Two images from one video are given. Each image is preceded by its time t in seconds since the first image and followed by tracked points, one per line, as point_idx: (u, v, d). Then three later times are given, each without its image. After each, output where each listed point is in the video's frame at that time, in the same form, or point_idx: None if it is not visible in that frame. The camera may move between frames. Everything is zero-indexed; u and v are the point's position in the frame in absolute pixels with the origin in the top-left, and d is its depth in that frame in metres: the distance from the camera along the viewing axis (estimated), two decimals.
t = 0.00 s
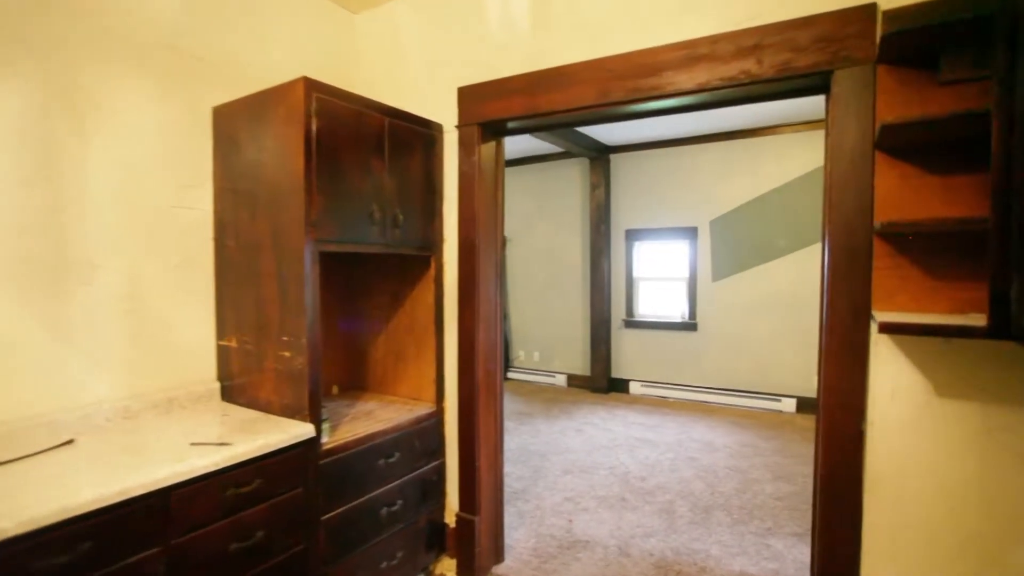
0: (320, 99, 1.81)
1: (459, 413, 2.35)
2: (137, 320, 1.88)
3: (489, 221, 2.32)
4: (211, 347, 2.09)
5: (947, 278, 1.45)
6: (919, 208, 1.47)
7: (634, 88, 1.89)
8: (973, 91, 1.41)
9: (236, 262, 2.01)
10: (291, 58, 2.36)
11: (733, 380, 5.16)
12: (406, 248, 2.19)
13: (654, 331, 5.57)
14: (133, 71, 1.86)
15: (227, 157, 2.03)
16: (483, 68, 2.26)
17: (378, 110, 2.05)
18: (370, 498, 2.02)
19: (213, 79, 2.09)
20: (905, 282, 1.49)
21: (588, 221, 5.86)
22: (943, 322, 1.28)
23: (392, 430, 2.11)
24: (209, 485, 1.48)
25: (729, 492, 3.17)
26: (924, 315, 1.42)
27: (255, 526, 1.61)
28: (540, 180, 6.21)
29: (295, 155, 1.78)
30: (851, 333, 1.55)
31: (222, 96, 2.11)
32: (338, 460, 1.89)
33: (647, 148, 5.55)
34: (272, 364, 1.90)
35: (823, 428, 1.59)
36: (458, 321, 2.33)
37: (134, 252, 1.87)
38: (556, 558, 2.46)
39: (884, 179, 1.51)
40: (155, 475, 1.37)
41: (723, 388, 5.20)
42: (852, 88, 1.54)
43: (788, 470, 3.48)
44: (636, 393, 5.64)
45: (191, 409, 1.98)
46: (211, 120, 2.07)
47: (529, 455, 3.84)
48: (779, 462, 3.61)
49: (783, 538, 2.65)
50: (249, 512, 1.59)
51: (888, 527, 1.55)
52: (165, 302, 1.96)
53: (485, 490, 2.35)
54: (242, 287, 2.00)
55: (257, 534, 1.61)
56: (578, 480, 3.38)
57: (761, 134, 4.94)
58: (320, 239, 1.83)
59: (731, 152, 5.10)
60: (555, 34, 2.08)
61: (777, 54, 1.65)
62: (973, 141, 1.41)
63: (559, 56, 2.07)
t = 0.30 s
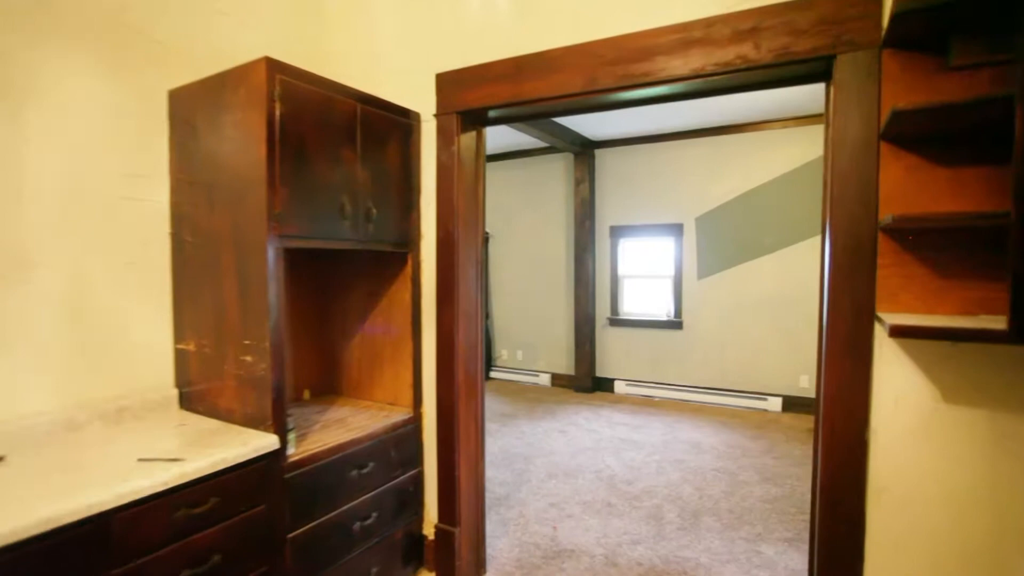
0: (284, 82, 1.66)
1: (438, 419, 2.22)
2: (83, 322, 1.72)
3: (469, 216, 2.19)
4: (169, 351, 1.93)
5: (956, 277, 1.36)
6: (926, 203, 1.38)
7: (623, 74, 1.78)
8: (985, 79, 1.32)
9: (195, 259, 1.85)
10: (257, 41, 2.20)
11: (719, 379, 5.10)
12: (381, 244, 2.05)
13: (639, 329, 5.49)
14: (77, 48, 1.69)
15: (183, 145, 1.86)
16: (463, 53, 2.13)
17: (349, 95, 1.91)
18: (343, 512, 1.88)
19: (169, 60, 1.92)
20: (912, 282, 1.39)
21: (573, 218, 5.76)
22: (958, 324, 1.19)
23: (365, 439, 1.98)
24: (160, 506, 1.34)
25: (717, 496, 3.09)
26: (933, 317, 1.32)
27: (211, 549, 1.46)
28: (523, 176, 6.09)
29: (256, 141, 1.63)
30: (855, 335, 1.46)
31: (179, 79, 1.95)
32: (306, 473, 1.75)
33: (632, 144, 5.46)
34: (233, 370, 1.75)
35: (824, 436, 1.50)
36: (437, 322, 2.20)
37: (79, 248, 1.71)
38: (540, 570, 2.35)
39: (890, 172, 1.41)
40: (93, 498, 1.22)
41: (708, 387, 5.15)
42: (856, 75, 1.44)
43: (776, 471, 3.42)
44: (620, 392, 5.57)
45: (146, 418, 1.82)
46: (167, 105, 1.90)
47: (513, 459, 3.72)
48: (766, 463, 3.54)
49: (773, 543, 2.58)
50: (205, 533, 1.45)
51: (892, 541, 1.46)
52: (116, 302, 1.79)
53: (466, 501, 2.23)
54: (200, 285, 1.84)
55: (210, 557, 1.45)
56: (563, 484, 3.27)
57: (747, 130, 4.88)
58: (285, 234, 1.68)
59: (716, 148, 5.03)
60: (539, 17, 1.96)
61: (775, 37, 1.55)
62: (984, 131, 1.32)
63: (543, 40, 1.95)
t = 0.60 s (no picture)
0: (249, 62, 1.51)
1: (419, 429, 2.08)
2: (24, 327, 1.54)
3: (453, 213, 2.06)
4: (125, 358, 1.77)
5: (981, 281, 1.26)
6: (948, 200, 1.27)
7: (620, 60, 1.65)
8: (1014, 67, 1.21)
9: (152, 258, 1.69)
10: (225, 21, 2.04)
11: (709, 381, 5.02)
12: (357, 242, 1.90)
13: (629, 330, 5.39)
14: (16, 20, 1.51)
15: (139, 132, 1.70)
16: (447, 38, 1.99)
17: (322, 80, 1.76)
18: (315, 533, 1.73)
19: (125, 39, 1.75)
20: (932, 286, 1.29)
21: (561, 216, 5.64)
22: (991, 334, 1.08)
23: (341, 452, 1.83)
24: (104, 540, 1.18)
25: (711, 504, 2.98)
26: (958, 325, 1.22)
27: None
28: (511, 173, 5.96)
29: (217, 127, 1.47)
30: (869, 343, 1.35)
31: (136, 59, 1.78)
32: (274, 492, 1.60)
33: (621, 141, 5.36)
34: (192, 380, 1.59)
35: (835, 450, 1.40)
36: (419, 326, 2.06)
37: (20, 244, 1.53)
38: None
39: (909, 167, 1.30)
40: (20, 531, 1.06)
41: (698, 390, 5.06)
42: (872, 62, 1.33)
43: (770, 478, 3.33)
44: (609, 394, 5.46)
45: (97, 432, 1.66)
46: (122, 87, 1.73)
47: (499, 465, 3.59)
48: (760, 469, 3.46)
49: (770, 555, 2.48)
50: (156, 565, 1.29)
51: (908, 564, 1.36)
52: (62, 305, 1.62)
53: (449, 516, 2.09)
54: (158, 287, 1.68)
55: None
56: (551, 493, 3.15)
57: (739, 128, 4.79)
58: (250, 230, 1.53)
59: (707, 146, 4.94)
60: None
61: (785, 20, 1.43)
62: (1012, 123, 1.21)
63: (532, 23, 1.81)
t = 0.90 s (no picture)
0: (208, 38, 1.36)
1: (400, 439, 1.95)
2: None
3: (435, 208, 1.94)
4: (73, 365, 1.61)
5: (1005, 282, 1.17)
6: (970, 195, 1.18)
7: (614, 44, 1.54)
8: None
9: (101, 255, 1.53)
10: None
11: (698, 383, 4.95)
12: (331, 239, 1.76)
13: (617, 331, 5.30)
14: None
15: (88, 117, 1.54)
16: (428, 21, 1.86)
17: (292, 63, 1.61)
18: (284, 554, 1.60)
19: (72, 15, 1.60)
20: (953, 287, 1.20)
21: (549, 214, 5.53)
22: None
23: (313, 466, 1.69)
24: None
25: (704, 511, 2.89)
26: (984, 329, 1.12)
27: None
28: (497, 170, 5.83)
29: (172, 110, 1.32)
30: (884, 347, 1.25)
31: (86, 37, 1.62)
32: (239, 511, 1.46)
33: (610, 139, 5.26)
34: (145, 390, 1.45)
35: (847, 463, 1.29)
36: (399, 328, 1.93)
37: None
38: None
39: (928, 159, 1.21)
40: None
41: (687, 391, 4.99)
42: (887, 44, 1.23)
43: (763, 483, 3.24)
44: (597, 396, 5.37)
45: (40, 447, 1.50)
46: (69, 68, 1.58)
47: (485, 472, 3.46)
48: (752, 474, 3.37)
49: (767, 566, 2.38)
50: None
51: None
52: None
53: (432, 530, 1.97)
54: (108, 287, 1.53)
55: None
56: (539, 501, 3.03)
57: (729, 125, 4.72)
58: (209, 225, 1.39)
59: (697, 144, 4.87)
60: None
61: None
62: None
63: (519, 5, 1.69)
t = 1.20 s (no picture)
0: (150, 11, 1.22)
1: (374, 452, 1.82)
2: None
3: (412, 204, 1.81)
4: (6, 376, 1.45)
5: None
6: (994, 187, 1.07)
7: (604, 24, 1.42)
8: None
9: (36, 253, 1.38)
10: None
11: (687, 385, 4.86)
12: (297, 236, 1.62)
13: (605, 332, 5.19)
14: None
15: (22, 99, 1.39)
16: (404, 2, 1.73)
17: (250, 42, 1.47)
18: None
19: None
20: (973, 288, 1.09)
21: (535, 213, 5.41)
22: None
23: (275, 484, 1.55)
24: None
25: (696, 520, 2.79)
26: (1012, 334, 1.02)
27: None
28: (483, 168, 5.70)
29: (108, 90, 1.17)
30: (899, 354, 1.14)
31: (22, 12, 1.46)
32: (189, 538, 1.32)
33: (597, 136, 5.16)
34: (82, 404, 1.29)
35: (858, 479, 1.19)
36: (372, 333, 1.80)
37: None
38: None
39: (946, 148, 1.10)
40: None
41: (676, 393, 4.90)
42: (901, 23, 1.13)
43: (755, 489, 3.15)
44: (585, 399, 5.26)
45: None
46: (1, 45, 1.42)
47: (469, 480, 3.33)
48: (744, 479, 3.28)
49: None
50: None
51: None
52: None
53: (409, 549, 1.84)
54: (44, 288, 1.37)
55: None
56: (525, 510, 2.91)
57: (718, 123, 4.64)
58: (155, 220, 1.24)
59: (686, 141, 4.78)
60: None
61: None
62: None
63: None
